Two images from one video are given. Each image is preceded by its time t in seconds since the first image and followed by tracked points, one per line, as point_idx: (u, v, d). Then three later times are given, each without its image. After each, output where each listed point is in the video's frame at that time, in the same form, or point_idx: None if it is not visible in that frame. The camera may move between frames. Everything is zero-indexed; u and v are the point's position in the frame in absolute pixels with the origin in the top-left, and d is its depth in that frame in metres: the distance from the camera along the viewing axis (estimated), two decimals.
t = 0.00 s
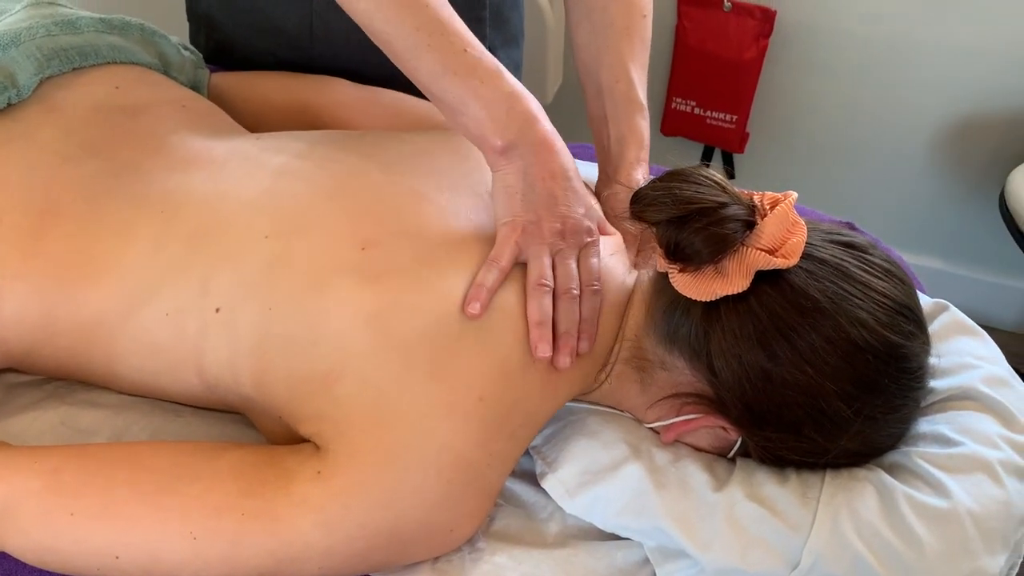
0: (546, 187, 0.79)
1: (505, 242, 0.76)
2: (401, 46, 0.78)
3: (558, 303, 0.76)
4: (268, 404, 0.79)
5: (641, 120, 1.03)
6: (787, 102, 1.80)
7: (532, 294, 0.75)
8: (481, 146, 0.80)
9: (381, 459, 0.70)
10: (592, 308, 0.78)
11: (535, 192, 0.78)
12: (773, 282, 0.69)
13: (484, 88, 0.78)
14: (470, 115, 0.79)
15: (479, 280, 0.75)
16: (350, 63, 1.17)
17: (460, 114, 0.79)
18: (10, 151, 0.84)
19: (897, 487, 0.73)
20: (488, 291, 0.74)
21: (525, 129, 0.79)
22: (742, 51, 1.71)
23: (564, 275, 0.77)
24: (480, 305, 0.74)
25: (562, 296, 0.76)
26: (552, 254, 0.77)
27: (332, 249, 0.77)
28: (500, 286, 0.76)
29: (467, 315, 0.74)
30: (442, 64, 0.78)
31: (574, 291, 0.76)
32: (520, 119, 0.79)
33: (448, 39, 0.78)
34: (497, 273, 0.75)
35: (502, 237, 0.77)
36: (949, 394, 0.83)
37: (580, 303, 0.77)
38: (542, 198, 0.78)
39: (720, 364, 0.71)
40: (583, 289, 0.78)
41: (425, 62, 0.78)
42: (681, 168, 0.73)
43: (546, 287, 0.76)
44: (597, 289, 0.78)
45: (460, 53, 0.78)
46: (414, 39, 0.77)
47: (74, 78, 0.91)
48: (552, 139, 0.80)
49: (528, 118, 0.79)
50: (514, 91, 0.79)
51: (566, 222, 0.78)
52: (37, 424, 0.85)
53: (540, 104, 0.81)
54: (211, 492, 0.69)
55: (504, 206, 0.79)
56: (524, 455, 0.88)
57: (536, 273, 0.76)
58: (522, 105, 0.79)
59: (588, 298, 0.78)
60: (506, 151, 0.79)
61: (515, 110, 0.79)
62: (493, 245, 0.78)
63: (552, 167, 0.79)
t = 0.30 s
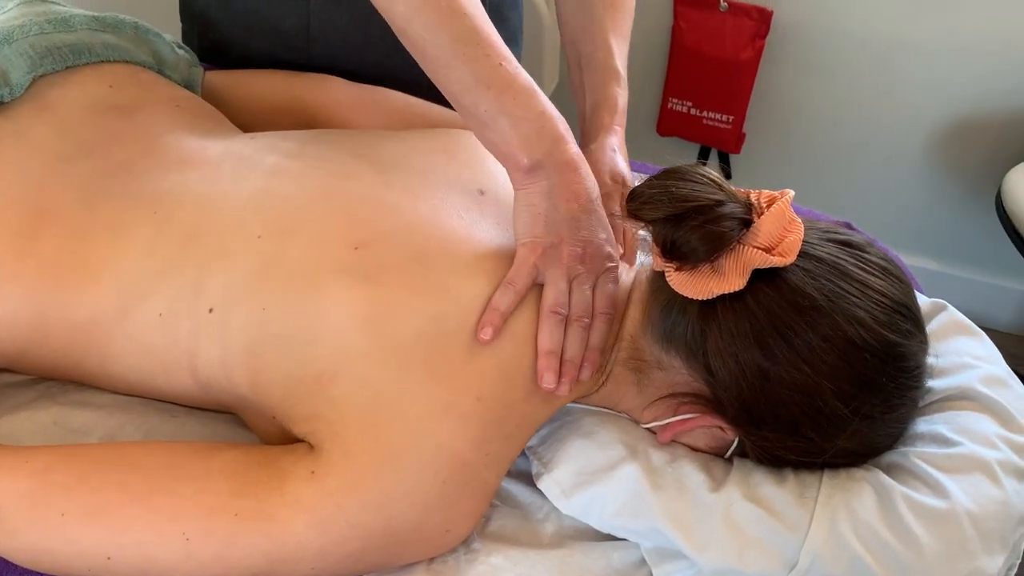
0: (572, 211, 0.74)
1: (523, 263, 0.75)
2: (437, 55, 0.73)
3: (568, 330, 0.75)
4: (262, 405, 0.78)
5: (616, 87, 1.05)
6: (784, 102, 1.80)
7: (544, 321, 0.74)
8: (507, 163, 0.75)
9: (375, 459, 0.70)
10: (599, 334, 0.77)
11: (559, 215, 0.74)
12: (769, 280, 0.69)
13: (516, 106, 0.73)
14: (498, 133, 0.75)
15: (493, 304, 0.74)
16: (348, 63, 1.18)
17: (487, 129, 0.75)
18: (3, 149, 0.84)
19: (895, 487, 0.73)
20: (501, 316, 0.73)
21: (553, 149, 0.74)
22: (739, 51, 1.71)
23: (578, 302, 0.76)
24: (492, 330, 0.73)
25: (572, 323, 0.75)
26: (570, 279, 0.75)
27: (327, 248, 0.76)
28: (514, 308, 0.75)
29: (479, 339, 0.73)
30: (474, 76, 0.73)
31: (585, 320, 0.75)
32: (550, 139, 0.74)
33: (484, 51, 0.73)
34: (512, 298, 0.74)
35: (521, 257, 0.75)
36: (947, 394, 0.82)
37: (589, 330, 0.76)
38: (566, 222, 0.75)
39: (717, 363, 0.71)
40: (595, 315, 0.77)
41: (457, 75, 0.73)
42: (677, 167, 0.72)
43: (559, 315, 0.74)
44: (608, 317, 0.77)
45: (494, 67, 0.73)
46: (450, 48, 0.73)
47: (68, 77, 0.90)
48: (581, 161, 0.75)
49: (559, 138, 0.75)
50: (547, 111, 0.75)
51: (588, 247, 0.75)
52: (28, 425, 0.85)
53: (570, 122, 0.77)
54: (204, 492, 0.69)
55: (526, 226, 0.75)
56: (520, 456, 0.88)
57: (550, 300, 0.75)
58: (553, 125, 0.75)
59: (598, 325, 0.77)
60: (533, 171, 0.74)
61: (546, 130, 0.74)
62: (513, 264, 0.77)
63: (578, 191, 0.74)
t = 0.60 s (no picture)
0: (585, 219, 0.76)
1: (537, 271, 0.75)
2: (455, 61, 0.74)
3: (575, 339, 0.76)
4: (257, 402, 0.78)
5: (602, 50, 1.06)
6: (781, 100, 1.80)
7: (553, 329, 0.75)
8: (519, 171, 0.76)
9: (371, 457, 0.69)
10: (606, 343, 0.78)
11: (573, 223, 0.75)
12: (766, 278, 0.69)
13: (532, 117, 0.75)
14: (512, 141, 0.76)
15: (508, 312, 0.74)
16: (343, 60, 1.18)
17: (502, 137, 0.76)
18: None
19: (892, 485, 0.73)
20: (515, 325, 0.74)
21: (567, 158, 0.75)
22: (736, 50, 1.70)
23: (589, 312, 0.76)
24: (506, 339, 0.73)
25: (580, 332, 0.76)
26: (584, 289, 0.76)
27: (323, 246, 0.76)
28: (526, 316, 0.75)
29: (493, 348, 0.74)
30: (491, 85, 0.74)
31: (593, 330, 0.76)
32: (564, 149, 0.75)
33: (502, 60, 0.74)
34: (525, 307, 0.74)
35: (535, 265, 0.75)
36: (944, 391, 0.82)
37: (596, 340, 0.77)
38: (579, 230, 0.76)
39: (714, 361, 0.71)
40: (603, 324, 0.78)
41: (474, 82, 0.74)
42: (673, 163, 0.72)
43: (568, 325, 0.75)
44: (617, 327, 0.78)
45: (511, 77, 0.74)
46: (469, 57, 0.73)
47: (63, 74, 0.90)
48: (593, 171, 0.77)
49: (572, 148, 0.76)
50: (561, 121, 0.76)
51: (601, 255, 0.76)
52: (23, 423, 0.84)
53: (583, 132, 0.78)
54: (199, 491, 0.68)
55: (539, 233, 0.76)
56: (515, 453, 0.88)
57: (561, 309, 0.75)
58: (567, 135, 0.76)
59: (606, 335, 0.78)
60: (545, 180, 0.76)
61: (560, 139, 0.75)
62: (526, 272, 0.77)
63: (589, 200, 0.76)
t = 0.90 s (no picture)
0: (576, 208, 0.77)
1: (543, 264, 0.74)
2: (439, 62, 0.77)
3: (586, 324, 0.76)
4: (254, 398, 0.77)
5: (592, 57, 1.05)
6: (781, 95, 1.79)
7: (564, 317, 0.75)
8: (504, 171, 0.78)
9: (368, 453, 0.69)
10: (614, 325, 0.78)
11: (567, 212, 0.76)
12: (767, 273, 0.68)
13: (516, 113, 0.78)
14: (498, 139, 0.78)
15: (526, 315, 0.74)
16: (342, 54, 1.16)
17: (485, 135, 0.78)
18: None
19: (893, 480, 0.72)
20: (536, 326, 0.74)
21: (551, 152, 0.78)
22: (736, 43, 1.70)
23: (596, 297, 0.76)
24: (532, 344, 0.74)
25: (589, 317, 0.76)
26: (590, 274, 0.76)
27: (321, 241, 0.75)
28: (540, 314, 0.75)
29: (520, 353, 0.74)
30: (477, 84, 0.77)
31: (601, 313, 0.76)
32: (547, 145, 0.78)
33: (485, 60, 0.77)
34: (540, 302, 0.74)
35: (540, 257, 0.74)
36: (945, 386, 0.82)
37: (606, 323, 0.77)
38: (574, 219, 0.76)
39: (715, 357, 0.70)
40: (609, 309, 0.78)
41: (460, 81, 0.77)
42: (672, 158, 0.71)
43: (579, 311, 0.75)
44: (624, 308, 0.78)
45: (495, 76, 0.77)
46: (453, 56, 0.76)
47: (59, 69, 0.89)
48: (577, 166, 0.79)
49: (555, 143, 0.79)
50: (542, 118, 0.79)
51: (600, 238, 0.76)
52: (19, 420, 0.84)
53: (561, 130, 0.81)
54: (197, 487, 0.68)
55: (537, 227, 0.76)
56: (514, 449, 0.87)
57: (570, 295, 0.75)
58: (550, 132, 0.79)
59: (613, 317, 0.78)
60: (532, 176, 0.78)
61: (543, 136, 0.78)
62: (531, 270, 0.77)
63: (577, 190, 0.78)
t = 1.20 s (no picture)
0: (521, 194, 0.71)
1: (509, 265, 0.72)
2: (374, 55, 0.73)
3: (578, 299, 0.74)
4: (253, 390, 0.77)
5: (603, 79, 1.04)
6: (781, 88, 1.78)
7: (552, 301, 0.73)
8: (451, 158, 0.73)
9: (366, 445, 0.68)
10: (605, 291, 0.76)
11: (514, 201, 0.71)
12: (769, 264, 0.68)
13: (452, 97, 0.72)
14: (440, 127, 0.72)
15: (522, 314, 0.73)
16: (341, 47, 1.16)
17: (428, 126, 0.73)
18: None
19: (895, 472, 0.72)
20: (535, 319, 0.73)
21: (495, 136, 0.72)
22: (736, 37, 1.68)
23: (567, 276, 0.73)
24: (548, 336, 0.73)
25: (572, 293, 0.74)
26: (557, 261, 0.72)
27: (319, 234, 0.75)
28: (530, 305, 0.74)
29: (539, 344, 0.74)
30: (411, 75, 0.72)
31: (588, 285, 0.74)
32: (490, 127, 0.72)
33: (418, 49, 0.72)
34: (525, 296, 0.72)
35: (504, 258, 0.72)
36: (947, 377, 0.81)
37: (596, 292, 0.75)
38: (524, 206, 0.71)
39: (716, 348, 0.70)
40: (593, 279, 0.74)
41: (396, 72, 0.73)
42: (676, 148, 0.72)
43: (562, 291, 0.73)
44: (602, 275, 0.74)
45: (428, 61, 0.72)
46: (387, 46, 0.72)
47: (56, 61, 0.89)
48: (528, 142, 0.73)
49: (499, 125, 0.72)
50: (484, 98, 0.73)
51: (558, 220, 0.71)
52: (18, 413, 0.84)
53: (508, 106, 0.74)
54: (195, 479, 0.68)
55: (489, 221, 0.72)
56: (514, 441, 0.87)
57: (548, 283, 0.72)
58: (490, 112, 0.72)
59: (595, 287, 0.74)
60: (476, 161, 0.72)
61: (483, 118, 0.72)
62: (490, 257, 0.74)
63: (526, 170, 0.71)
